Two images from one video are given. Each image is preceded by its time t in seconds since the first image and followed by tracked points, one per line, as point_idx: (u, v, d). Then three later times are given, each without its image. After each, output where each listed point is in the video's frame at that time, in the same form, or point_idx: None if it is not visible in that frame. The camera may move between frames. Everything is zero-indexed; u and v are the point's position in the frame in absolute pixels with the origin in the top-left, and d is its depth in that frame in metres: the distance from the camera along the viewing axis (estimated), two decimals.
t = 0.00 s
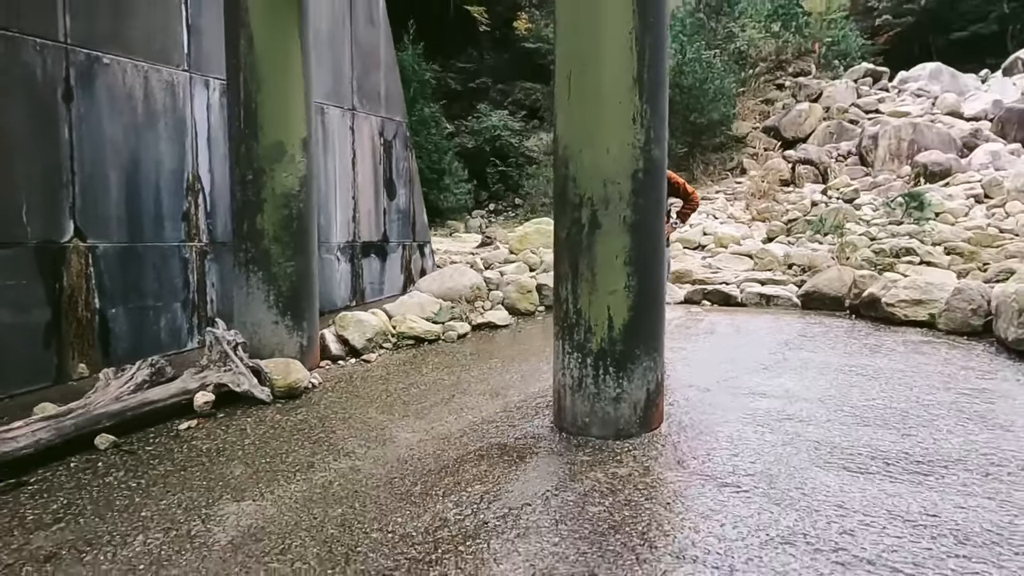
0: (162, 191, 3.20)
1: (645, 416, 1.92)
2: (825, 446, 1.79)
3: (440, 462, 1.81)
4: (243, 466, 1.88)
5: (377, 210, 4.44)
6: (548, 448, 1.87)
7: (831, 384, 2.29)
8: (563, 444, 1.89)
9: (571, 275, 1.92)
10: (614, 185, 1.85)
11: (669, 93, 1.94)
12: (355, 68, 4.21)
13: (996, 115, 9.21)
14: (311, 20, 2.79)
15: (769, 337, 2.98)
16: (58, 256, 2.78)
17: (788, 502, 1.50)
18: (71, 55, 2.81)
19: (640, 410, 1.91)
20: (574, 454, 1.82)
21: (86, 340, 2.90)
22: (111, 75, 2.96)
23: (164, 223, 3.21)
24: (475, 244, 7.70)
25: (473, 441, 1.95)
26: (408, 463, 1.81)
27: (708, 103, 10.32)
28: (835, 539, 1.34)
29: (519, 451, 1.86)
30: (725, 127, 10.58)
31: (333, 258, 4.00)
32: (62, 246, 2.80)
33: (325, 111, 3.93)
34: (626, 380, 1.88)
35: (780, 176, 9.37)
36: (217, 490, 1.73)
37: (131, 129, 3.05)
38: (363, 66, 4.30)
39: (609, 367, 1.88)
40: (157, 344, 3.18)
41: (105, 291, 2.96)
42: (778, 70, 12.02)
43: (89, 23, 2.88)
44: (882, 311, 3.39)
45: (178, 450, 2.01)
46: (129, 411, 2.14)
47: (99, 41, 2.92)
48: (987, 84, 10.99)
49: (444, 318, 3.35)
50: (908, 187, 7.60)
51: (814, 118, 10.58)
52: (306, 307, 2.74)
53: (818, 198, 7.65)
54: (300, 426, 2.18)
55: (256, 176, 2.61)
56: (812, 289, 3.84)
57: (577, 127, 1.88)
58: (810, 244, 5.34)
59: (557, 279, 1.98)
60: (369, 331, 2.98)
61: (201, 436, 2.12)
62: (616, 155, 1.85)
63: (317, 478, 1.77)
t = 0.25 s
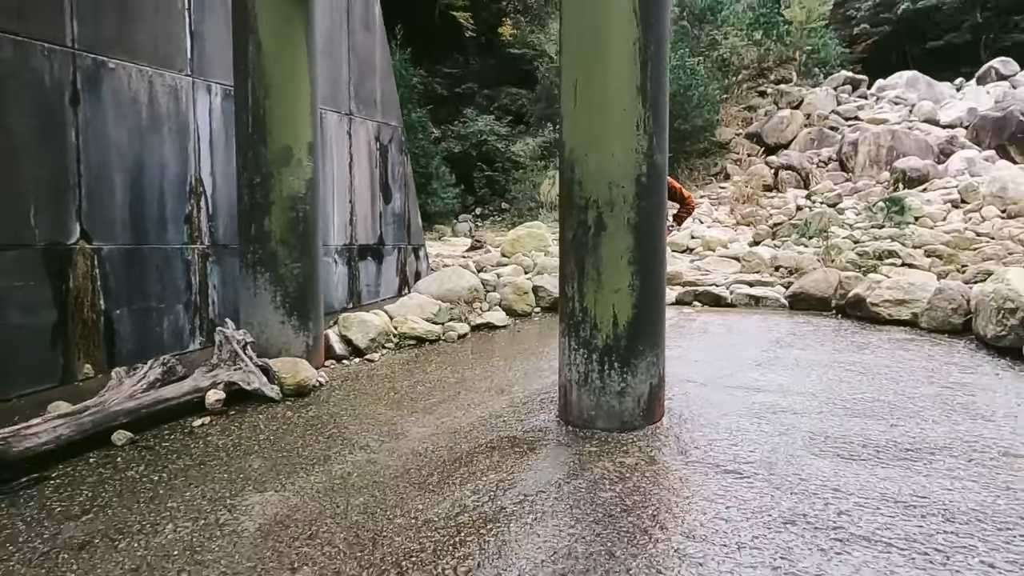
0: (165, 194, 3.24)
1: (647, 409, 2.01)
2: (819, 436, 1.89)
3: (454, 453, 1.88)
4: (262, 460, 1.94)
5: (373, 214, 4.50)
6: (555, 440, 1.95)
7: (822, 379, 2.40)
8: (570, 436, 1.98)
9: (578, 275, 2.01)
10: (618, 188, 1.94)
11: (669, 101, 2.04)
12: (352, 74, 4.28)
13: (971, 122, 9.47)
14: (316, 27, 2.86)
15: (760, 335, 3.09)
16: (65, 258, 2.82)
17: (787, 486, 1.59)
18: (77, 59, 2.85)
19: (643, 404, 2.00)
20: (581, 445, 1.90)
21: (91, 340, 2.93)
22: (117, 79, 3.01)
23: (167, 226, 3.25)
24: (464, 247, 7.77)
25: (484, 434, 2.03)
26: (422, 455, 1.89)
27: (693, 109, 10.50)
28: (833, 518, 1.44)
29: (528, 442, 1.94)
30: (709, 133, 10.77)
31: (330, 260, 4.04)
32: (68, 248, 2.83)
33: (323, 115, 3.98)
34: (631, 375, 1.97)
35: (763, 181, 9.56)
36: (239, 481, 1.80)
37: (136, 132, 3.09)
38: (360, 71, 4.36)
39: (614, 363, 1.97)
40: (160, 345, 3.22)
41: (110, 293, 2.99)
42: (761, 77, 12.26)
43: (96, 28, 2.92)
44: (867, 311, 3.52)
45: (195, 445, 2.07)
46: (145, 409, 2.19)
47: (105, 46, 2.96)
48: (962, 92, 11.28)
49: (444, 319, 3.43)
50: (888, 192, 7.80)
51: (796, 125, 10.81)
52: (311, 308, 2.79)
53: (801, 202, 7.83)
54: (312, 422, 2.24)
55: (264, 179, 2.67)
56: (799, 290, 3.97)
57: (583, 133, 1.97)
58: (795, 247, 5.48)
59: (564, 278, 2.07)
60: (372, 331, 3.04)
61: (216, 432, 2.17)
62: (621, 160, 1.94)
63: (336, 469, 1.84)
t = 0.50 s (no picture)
0: (163, 197, 3.29)
1: (640, 402, 2.12)
2: (801, 426, 2.01)
3: (457, 446, 1.97)
4: (271, 454, 2.01)
5: (365, 217, 4.57)
6: (554, 433, 2.05)
7: (804, 375, 2.52)
8: (567, 429, 2.07)
9: (574, 275, 2.11)
10: (613, 193, 2.05)
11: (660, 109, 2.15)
12: (345, 79, 4.35)
13: (943, 130, 9.75)
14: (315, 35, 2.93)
15: (744, 334, 3.22)
16: (66, 260, 2.86)
17: (773, 471, 1.71)
18: (78, 64, 2.89)
19: (636, 397, 2.10)
20: (578, 436, 2.00)
21: (91, 341, 2.97)
22: (116, 84, 3.05)
23: (165, 228, 3.30)
24: (451, 250, 7.85)
25: (484, 428, 2.12)
26: (427, 447, 1.97)
27: (674, 115, 10.69)
28: (816, 500, 1.55)
29: (528, 435, 2.03)
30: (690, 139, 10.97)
31: (323, 263, 4.10)
32: (69, 250, 2.87)
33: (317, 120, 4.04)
34: (625, 370, 2.07)
35: (743, 186, 9.76)
36: (251, 474, 1.87)
37: (135, 136, 3.14)
38: (352, 77, 4.43)
39: (609, 358, 2.07)
40: (158, 346, 3.27)
41: (109, 294, 3.04)
42: (740, 84, 12.50)
43: (96, 33, 2.97)
44: (845, 311, 3.66)
45: (204, 441, 2.13)
46: (152, 406, 2.25)
47: (105, 51, 3.01)
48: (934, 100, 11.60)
49: (438, 319, 3.51)
50: (864, 197, 8.02)
51: (774, 131, 11.04)
52: (310, 308, 2.86)
53: (780, 207, 8.02)
54: (316, 418, 2.31)
55: (265, 182, 2.74)
56: (780, 291, 4.11)
57: (579, 141, 2.08)
58: (775, 250, 5.64)
59: (560, 278, 2.16)
60: (368, 331, 3.12)
61: (222, 428, 2.24)
62: (615, 166, 2.05)
63: (344, 461, 1.91)
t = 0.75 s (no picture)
0: (161, 197, 3.35)
1: (629, 391, 2.22)
2: (781, 412, 2.12)
3: (455, 432, 2.06)
4: (275, 441, 2.09)
5: (356, 217, 4.64)
6: (547, 420, 2.14)
7: (784, 366, 2.64)
8: (560, 417, 2.17)
9: (566, 270, 2.21)
10: (604, 192, 2.15)
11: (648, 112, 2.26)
12: (337, 82, 4.42)
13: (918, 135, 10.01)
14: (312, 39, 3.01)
15: (727, 330, 3.34)
16: (66, 257, 2.91)
17: (755, 452, 1.82)
18: (78, 65, 2.95)
19: (626, 386, 2.21)
20: (571, 423, 2.10)
21: (89, 337, 3.02)
22: (115, 85, 3.11)
23: (162, 227, 3.36)
24: (438, 251, 7.92)
25: (481, 416, 2.21)
26: (427, 434, 2.06)
27: (658, 119, 10.86)
28: (795, 476, 1.66)
29: (523, 422, 2.13)
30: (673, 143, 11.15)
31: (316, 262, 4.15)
32: (68, 247, 2.92)
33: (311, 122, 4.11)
34: (615, 360, 2.18)
35: (725, 189, 9.95)
36: (258, 460, 1.94)
37: (133, 136, 3.20)
38: (344, 80, 4.51)
39: (600, 348, 2.17)
40: (155, 343, 3.32)
41: (107, 291, 3.09)
42: (722, 89, 12.72)
43: (95, 36, 3.02)
44: (823, 307, 3.81)
45: (209, 430, 2.20)
46: (156, 398, 2.31)
47: (104, 53, 3.07)
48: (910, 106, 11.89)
49: (430, 316, 3.60)
50: (842, 200, 8.23)
51: (756, 135, 11.26)
52: (308, 304, 2.93)
53: (761, 209, 8.20)
54: (317, 409, 2.39)
55: (264, 181, 2.82)
56: (762, 289, 4.24)
57: (571, 141, 2.18)
58: (757, 251, 5.79)
59: (553, 273, 2.26)
60: (364, 327, 3.19)
61: (226, 419, 2.31)
62: (606, 166, 2.15)
63: (348, 447, 2.00)
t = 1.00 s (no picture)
0: (160, 200, 3.40)
1: (623, 388, 2.31)
2: (768, 408, 2.22)
3: (457, 428, 2.14)
4: (282, 438, 2.15)
5: (351, 221, 4.70)
6: (545, 416, 2.23)
7: (770, 364, 2.75)
8: (557, 413, 2.26)
9: (562, 271, 2.30)
10: (598, 197, 2.25)
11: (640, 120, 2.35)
12: (332, 88, 4.48)
13: (898, 142, 10.23)
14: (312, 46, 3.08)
15: (715, 330, 3.45)
16: (68, 259, 2.95)
17: (743, 444, 1.91)
18: (81, 71, 3.00)
19: (620, 383, 2.30)
20: (568, 419, 2.18)
21: (91, 339, 3.06)
22: (117, 90, 3.16)
23: (162, 230, 3.41)
24: (428, 255, 7.99)
25: (480, 413, 2.29)
26: (429, 429, 2.14)
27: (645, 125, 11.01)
28: (781, 466, 1.75)
29: (521, 418, 2.21)
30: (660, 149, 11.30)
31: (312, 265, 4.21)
32: (70, 250, 2.97)
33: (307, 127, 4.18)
34: (609, 358, 2.27)
35: (711, 195, 10.11)
36: (266, 455, 2.01)
37: (134, 141, 3.25)
38: (339, 85, 4.57)
39: (594, 347, 2.26)
40: (154, 344, 3.37)
41: (108, 293, 3.13)
42: (708, 96, 12.91)
43: (97, 42, 3.07)
44: (807, 309, 3.93)
45: (216, 428, 2.26)
46: (163, 396, 2.37)
47: (106, 59, 3.12)
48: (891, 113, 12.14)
49: (426, 318, 3.67)
50: (825, 206, 8.40)
51: (741, 142, 11.44)
52: (307, 306, 3.00)
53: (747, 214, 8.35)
54: (320, 407, 2.46)
55: (266, 186, 2.89)
56: (748, 292, 4.36)
57: (567, 149, 2.27)
58: (742, 254, 5.92)
59: (549, 274, 2.35)
60: (362, 329, 3.26)
61: (231, 417, 2.37)
62: (600, 172, 2.24)
63: (353, 442, 2.07)
